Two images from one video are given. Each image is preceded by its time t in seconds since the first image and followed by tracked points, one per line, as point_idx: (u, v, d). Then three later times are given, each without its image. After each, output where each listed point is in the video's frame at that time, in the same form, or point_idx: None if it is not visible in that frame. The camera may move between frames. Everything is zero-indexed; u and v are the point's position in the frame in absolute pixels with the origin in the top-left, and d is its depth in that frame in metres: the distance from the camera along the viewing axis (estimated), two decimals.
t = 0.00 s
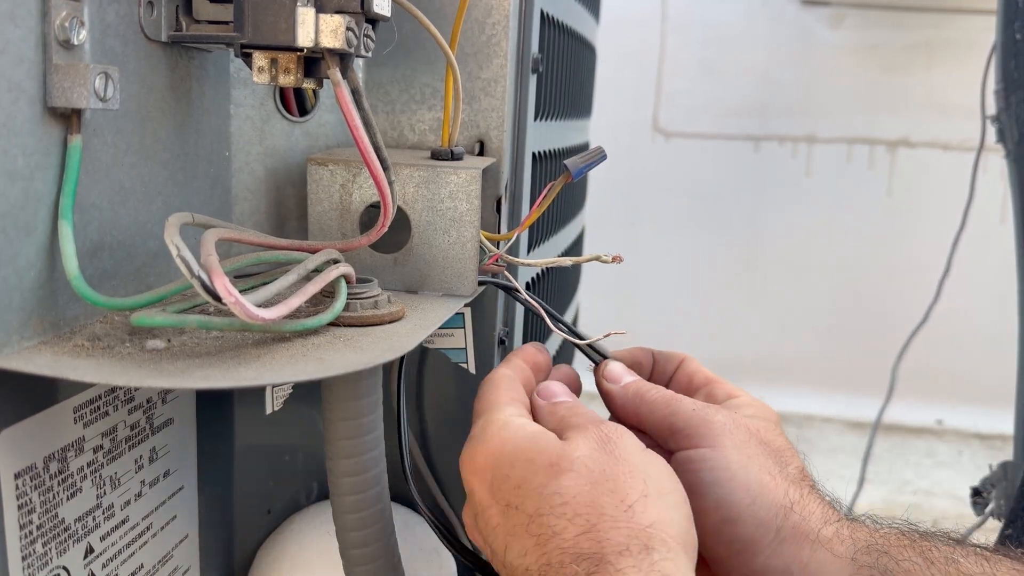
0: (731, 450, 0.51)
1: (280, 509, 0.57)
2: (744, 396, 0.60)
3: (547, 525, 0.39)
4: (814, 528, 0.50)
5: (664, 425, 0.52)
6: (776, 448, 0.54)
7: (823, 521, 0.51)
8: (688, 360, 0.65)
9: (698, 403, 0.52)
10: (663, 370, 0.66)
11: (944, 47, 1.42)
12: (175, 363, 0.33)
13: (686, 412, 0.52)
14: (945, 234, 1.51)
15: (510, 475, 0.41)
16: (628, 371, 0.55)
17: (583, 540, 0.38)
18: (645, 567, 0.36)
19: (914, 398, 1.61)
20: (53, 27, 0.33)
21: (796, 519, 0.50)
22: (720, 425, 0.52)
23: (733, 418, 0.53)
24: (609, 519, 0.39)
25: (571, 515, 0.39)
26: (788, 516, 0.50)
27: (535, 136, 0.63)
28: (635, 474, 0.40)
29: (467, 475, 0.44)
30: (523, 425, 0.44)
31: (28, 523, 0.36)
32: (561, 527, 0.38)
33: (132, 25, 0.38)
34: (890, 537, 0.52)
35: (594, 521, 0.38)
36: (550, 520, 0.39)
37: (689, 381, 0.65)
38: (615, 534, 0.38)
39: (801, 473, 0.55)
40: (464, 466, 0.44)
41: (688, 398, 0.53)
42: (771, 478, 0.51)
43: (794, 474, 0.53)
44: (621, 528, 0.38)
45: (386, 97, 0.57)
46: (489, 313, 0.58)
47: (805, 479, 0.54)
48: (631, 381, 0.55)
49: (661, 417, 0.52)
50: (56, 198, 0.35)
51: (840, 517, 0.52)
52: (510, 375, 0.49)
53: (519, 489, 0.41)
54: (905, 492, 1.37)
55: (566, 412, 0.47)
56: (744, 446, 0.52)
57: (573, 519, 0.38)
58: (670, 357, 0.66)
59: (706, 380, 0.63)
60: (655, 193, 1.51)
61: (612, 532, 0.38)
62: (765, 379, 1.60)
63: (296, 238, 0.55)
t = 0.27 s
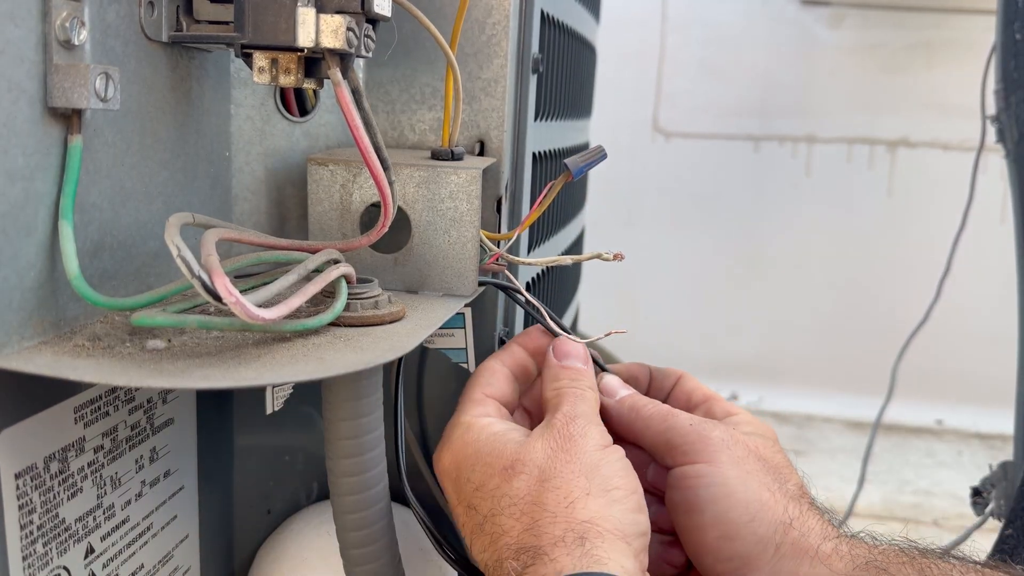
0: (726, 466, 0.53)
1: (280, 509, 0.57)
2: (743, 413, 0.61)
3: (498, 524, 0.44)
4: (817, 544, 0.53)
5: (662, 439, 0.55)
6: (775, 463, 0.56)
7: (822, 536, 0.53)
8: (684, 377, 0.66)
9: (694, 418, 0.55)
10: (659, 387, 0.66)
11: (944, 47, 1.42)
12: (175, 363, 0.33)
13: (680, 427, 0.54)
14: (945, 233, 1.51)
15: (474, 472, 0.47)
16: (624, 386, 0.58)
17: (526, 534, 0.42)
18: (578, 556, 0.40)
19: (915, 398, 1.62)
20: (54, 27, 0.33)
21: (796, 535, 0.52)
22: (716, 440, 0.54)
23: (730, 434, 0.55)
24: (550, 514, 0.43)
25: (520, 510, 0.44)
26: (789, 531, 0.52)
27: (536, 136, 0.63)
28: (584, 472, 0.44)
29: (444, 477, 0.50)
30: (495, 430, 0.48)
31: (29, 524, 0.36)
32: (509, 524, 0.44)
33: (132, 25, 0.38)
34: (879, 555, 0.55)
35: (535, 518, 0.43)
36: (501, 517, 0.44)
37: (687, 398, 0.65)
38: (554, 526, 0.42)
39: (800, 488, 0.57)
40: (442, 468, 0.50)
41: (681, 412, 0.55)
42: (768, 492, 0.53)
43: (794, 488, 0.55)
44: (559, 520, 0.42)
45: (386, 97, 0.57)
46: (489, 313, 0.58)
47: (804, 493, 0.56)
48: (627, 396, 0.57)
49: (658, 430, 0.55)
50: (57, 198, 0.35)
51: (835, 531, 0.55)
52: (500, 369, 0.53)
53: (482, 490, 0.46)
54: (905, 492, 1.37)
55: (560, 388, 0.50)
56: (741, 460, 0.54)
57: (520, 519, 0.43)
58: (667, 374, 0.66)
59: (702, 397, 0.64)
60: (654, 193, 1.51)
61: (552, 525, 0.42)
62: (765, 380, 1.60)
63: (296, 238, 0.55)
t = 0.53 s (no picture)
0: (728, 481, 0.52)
1: (280, 509, 0.57)
2: (750, 419, 0.61)
3: (494, 490, 0.44)
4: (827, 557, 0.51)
5: (663, 451, 0.54)
6: (784, 476, 0.55)
7: (832, 551, 0.51)
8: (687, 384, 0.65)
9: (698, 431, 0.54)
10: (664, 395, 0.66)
11: (944, 47, 1.42)
12: (176, 363, 0.34)
13: (682, 442, 0.54)
14: (945, 234, 1.51)
15: (468, 448, 0.47)
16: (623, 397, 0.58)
17: (524, 499, 0.42)
18: (576, 518, 0.40)
19: (915, 398, 1.62)
20: (54, 27, 0.33)
21: (803, 549, 0.51)
22: (719, 453, 0.53)
23: (734, 446, 0.54)
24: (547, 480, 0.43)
25: (516, 475, 0.44)
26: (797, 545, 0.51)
27: (535, 136, 0.63)
28: (583, 442, 0.45)
29: (434, 456, 0.50)
30: (492, 408, 0.49)
31: (29, 524, 0.36)
32: (505, 490, 0.44)
33: (132, 25, 0.38)
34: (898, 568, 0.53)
35: (534, 482, 0.43)
36: (496, 485, 0.44)
37: (691, 406, 0.64)
38: (551, 489, 0.42)
39: (812, 504, 0.55)
40: (432, 448, 0.50)
41: (683, 425, 0.55)
42: (774, 506, 0.52)
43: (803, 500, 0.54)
44: (557, 486, 0.42)
45: (386, 97, 0.57)
46: (489, 313, 0.58)
47: (815, 509, 0.55)
48: (625, 405, 0.57)
49: (659, 444, 0.54)
50: (57, 198, 0.35)
51: (849, 546, 0.53)
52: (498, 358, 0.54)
53: (479, 460, 0.46)
54: (905, 492, 1.36)
55: (567, 371, 0.51)
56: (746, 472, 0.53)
57: (517, 482, 0.44)
58: (670, 383, 0.66)
59: (708, 404, 0.63)
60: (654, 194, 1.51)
61: (553, 486, 0.42)
62: (765, 380, 1.60)
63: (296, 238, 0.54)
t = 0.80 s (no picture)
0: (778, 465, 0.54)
1: (280, 509, 0.57)
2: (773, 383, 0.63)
3: (478, 487, 0.44)
4: (881, 523, 0.57)
5: (698, 441, 0.56)
6: (823, 439, 0.58)
7: (883, 509, 0.58)
8: (700, 359, 0.68)
9: (727, 417, 0.55)
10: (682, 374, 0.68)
11: (944, 47, 1.42)
12: (175, 363, 0.34)
13: (715, 430, 0.55)
14: (945, 233, 1.51)
15: (452, 446, 0.47)
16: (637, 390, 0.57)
17: (507, 496, 0.42)
18: (561, 515, 0.40)
19: (915, 398, 1.62)
20: (54, 27, 0.33)
21: (859, 515, 0.56)
22: (759, 439, 0.55)
23: (772, 428, 0.56)
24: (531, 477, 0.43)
25: (501, 472, 0.44)
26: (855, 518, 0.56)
27: (536, 136, 0.63)
28: (568, 439, 0.45)
29: (417, 455, 0.49)
30: (478, 410, 0.49)
31: (29, 524, 0.36)
32: (489, 487, 0.43)
33: (132, 25, 0.38)
34: (924, 512, 0.61)
35: (518, 479, 0.43)
36: (479, 482, 0.44)
37: (710, 378, 0.67)
38: (535, 486, 0.42)
39: (851, 458, 0.60)
40: (415, 447, 0.50)
41: (709, 412, 0.55)
42: (828, 477, 0.55)
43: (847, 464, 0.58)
44: (541, 483, 0.42)
45: (386, 97, 0.57)
46: (489, 313, 0.58)
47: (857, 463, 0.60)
48: (643, 398, 0.57)
49: (690, 436, 0.56)
50: (57, 198, 0.35)
51: (889, 496, 0.60)
52: (493, 361, 0.53)
53: (462, 457, 0.46)
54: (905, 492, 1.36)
55: (561, 372, 0.51)
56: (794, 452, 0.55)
57: (501, 479, 0.43)
58: (679, 365, 0.67)
59: (728, 375, 0.66)
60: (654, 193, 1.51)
61: (536, 483, 0.42)
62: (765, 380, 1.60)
63: (296, 238, 0.54)
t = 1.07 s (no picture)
0: (803, 417, 0.59)
1: (281, 509, 0.57)
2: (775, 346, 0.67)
3: (483, 488, 0.44)
4: (902, 461, 0.62)
5: (718, 404, 0.59)
6: (837, 389, 0.63)
7: (903, 451, 0.63)
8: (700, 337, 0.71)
9: (743, 375, 0.59)
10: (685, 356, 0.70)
11: (944, 47, 1.42)
12: (175, 363, 0.33)
13: (734, 388, 0.59)
14: (944, 233, 1.51)
15: (457, 446, 0.47)
16: (644, 374, 0.60)
17: (514, 499, 0.42)
18: (569, 521, 0.40)
19: (915, 398, 1.62)
20: (54, 27, 0.33)
21: (880, 459, 0.62)
22: (778, 393, 0.59)
23: (789, 383, 0.60)
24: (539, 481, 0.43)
25: (507, 475, 0.44)
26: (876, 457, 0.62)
27: (536, 136, 0.63)
28: (575, 447, 0.45)
29: (420, 455, 0.49)
30: (481, 411, 0.49)
31: (29, 524, 0.36)
32: (495, 489, 0.43)
33: (132, 25, 0.38)
34: (941, 451, 0.66)
35: (526, 483, 0.43)
36: (485, 484, 0.44)
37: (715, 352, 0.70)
38: (544, 491, 0.42)
39: (861, 406, 0.65)
40: (418, 447, 0.50)
41: (721, 373, 0.59)
42: (847, 425, 0.61)
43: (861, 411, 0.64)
44: (549, 487, 0.42)
45: (386, 97, 0.57)
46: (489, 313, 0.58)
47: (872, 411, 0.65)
48: (651, 380, 0.60)
49: (708, 398, 0.59)
50: (57, 198, 0.35)
51: (906, 439, 0.65)
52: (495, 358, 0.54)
53: (467, 459, 0.46)
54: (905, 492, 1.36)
55: (558, 378, 0.51)
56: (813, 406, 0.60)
57: (508, 482, 0.43)
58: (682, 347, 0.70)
59: (730, 348, 0.69)
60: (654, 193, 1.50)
61: (544, 488, 0.42)
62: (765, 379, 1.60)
63: (296, 238, 0.54)
